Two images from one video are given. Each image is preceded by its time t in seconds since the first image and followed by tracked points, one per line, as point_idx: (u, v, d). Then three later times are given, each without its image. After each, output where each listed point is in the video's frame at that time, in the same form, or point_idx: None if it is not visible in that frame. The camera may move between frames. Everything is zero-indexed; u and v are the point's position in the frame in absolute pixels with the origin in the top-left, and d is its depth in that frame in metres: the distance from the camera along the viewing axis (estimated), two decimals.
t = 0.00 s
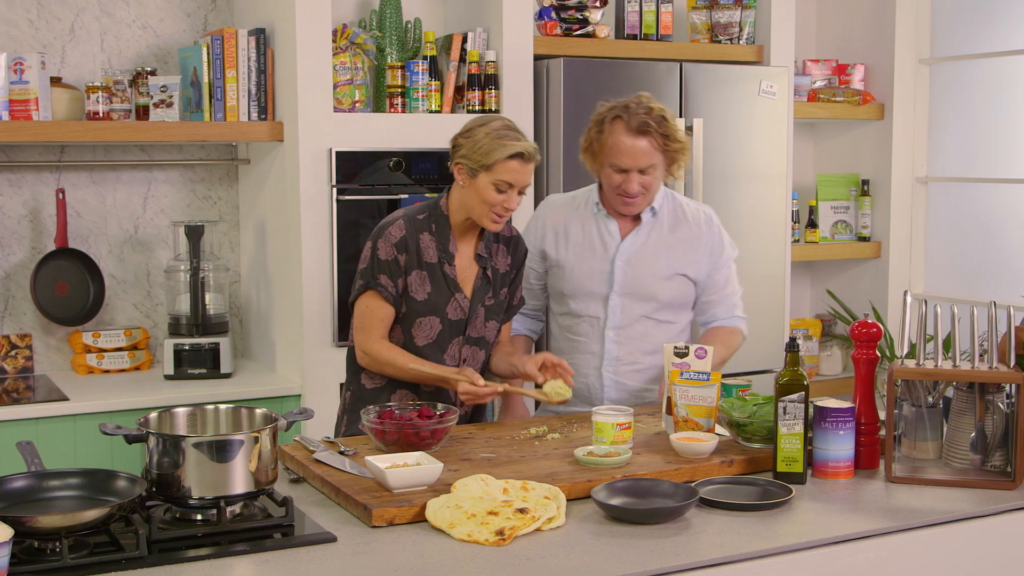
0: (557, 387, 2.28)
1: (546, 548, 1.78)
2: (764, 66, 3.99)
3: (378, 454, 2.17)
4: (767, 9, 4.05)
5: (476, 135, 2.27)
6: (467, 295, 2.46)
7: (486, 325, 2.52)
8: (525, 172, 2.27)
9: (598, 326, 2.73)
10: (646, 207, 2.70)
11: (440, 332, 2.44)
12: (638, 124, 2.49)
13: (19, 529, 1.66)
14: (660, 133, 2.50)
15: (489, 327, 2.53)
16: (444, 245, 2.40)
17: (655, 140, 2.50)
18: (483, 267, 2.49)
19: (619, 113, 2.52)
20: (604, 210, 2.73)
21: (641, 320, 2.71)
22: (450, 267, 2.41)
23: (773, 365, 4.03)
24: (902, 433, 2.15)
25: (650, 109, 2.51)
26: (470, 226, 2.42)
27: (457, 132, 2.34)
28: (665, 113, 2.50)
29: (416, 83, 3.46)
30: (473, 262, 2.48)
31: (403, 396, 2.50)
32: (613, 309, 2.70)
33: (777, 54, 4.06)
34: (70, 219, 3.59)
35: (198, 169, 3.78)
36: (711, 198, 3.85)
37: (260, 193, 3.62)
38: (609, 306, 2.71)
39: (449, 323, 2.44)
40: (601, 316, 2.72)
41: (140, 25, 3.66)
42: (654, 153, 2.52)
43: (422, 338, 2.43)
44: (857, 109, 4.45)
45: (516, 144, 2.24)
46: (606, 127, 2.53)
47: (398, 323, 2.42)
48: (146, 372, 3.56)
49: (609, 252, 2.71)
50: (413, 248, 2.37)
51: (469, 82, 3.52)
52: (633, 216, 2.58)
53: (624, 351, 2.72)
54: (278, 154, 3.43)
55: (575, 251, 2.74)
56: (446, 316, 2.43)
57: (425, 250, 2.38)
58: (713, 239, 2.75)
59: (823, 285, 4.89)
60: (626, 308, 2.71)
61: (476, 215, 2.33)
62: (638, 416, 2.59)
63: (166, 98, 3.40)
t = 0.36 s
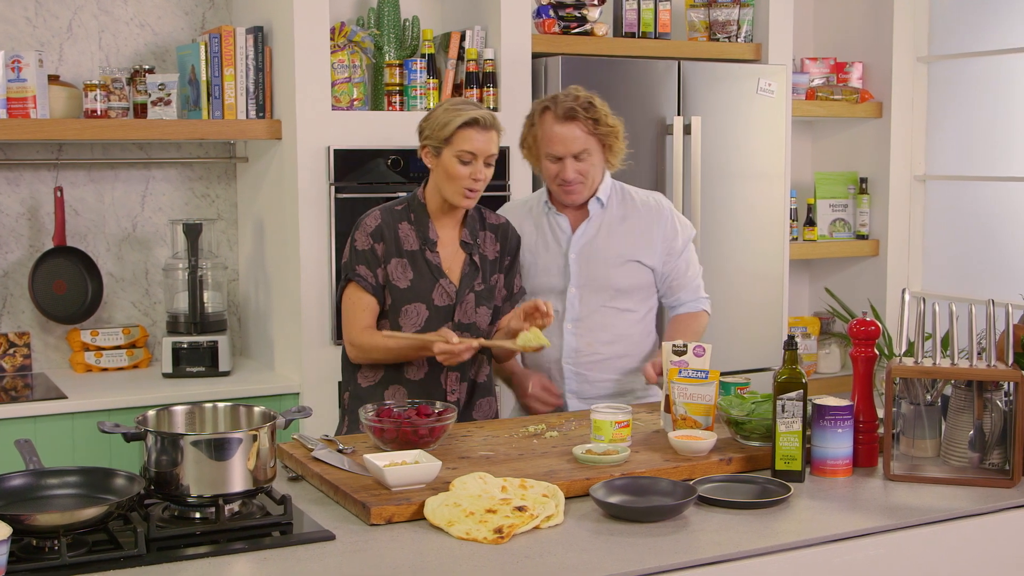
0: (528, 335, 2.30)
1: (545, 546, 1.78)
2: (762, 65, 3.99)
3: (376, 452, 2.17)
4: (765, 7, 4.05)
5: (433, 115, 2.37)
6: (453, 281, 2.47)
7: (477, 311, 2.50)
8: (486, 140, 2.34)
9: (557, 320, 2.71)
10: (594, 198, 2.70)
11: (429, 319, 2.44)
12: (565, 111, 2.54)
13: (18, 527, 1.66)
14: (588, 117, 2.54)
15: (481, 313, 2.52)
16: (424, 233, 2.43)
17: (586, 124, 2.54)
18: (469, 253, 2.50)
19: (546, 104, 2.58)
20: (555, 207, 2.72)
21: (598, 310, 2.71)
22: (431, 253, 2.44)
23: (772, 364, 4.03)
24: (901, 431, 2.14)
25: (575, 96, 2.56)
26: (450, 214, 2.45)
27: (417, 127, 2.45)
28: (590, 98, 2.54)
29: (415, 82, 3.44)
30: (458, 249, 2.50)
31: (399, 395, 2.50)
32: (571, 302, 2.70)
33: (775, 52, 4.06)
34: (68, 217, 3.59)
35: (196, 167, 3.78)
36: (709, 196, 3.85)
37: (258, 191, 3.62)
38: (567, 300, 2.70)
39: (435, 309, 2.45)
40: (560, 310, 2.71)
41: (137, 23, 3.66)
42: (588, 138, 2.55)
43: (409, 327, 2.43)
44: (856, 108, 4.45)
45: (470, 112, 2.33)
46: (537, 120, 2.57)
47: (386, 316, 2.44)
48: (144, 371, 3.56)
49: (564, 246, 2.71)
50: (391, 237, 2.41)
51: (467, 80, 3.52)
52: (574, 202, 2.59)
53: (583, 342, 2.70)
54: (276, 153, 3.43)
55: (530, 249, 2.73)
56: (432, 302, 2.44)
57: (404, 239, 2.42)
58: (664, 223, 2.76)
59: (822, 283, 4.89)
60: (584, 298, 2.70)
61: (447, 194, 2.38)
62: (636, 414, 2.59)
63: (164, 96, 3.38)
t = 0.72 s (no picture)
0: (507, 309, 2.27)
1: (554, 546, 1.78)
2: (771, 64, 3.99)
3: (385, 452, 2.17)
4: (774, 7, 4.05)
5: (422, 111, 2.39)
6: (448, 278, 2.47)
7: (473, 308, 2.48)
8: (475, 131, 2.34)
9: (555, 324, 2.68)
10: (581, 200, 2.68)
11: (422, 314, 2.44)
12: (546, 115, 2.48)
13: (27, 526, 1.66)
14: (571, 120, 2.49)
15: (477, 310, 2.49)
16: (419, 228, 2.44)
17: (568, 127, 2.49)
18: (467, 251, 2.49)
19: (528, 109, 2.53)
20: (547, 210, 2.69)
21: (596, 313, 2.67)
22: (427, 249, 2.44)
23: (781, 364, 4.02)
24: (909, 432, 2.14)
25: (556, 99, 2.51)
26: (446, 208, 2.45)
27: (411, 127, 2.47)
28: (572, 99, 2.49)
29: (423, 82, 3.45)
30: (456, 247, 2.49)
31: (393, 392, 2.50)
32: (567, 306, 2.67)
33: (784, 52, 4.05)
34: (78, 216, 3.60)
35: (205, 167, 3.78)
36: (718, 197, 3.85)
37: (267, 191, 3.62)
38: (564, 304, 2.67)
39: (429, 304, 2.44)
40: (556, 315, 2.68)
41: (146, 23, 3.66)
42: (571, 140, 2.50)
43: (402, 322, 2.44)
44: (865, 107, 4.44)
45: (457, 104, 2.34)
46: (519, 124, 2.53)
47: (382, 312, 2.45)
48: (153, 370, 3.56)
49: (558, 251, 2.68)
50: (387, 232, 2.43)
51: (476, 80, 3.52)
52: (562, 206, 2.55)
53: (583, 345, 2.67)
54: (285, 153, 3.44)
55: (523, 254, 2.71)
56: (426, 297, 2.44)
57: (401, 236, 2.44)
58: (651, 219, 2.73)
59: (830, 283, 4.89)
60: (581, 302, 2.67)
61: (438, 187, 2.38)
62: (644, 414, 2.58)
63: (173, 97, 3.38)
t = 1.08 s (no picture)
0: (507, 339, 2.28)
1: (562, 547, 1.77)
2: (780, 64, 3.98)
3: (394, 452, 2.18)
4: (783, 8, 4.04)
5: (408, 110, 2.36)
6: (439, 276, 2.47)
7: (465, 305, 2.50)
8: (464, 135, 2.33)
9: (557, 331, 2.64)
10: (600, 207, 2.62)
11: (413, 314, 2.44)
12: (585, 119, 2.42)
13: (37, 525, 1.66)
14: (609, 129, 2.42)
15: (469, 307, 2.51)
16: (407, 229, 2.43)
17: (605, 136, 2.42)
18: (456, 249, 2.50)
19: (568, 108, 2.46)
20: (564, 214, 2.65)
21: (598, 325, 2.61)
22: (416, 248, 2.44)
23: (790, 364, 4.02)
24: (919, 433, 2.15)
25: (598, 106, 2.44)
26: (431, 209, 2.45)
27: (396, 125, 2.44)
28: (614, 108, 2.43)
29: (432, 82, 3.43)
30: (445, 245, 2.49)
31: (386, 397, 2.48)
32: (570, 314, 2.63)
33: (794, 52, 4.04)
34: (88, 216, 3.61)
35: (214, 167, 3.78)
36: (727, 197, 3.84)
37: (277, 192, 3.63)
38: (567, 312, 2.63)
39: (421, 304, 2.44)
40: (559, 322, 2.64)
41: (156, 24, 3.67)
42: (604, 150, 2.43)
43: (394, 322, 2.43)
44: (875, 108, 4.44)
45: (447, 107, 2.32)
46: (556, 123, 2.46)
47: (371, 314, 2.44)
48: (163, 370, 3.57)
49: (566, 256, 2.64)
50: (374, 234, 2.41)
51: (485, 81, 3.53)
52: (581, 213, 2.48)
53: (581, 356, 2.63)
54: (294, 153, 3.44)
55: (534, 257, 2.68)
56: (417, 297, 2.44)
57: (388, 236, 2.43)
58: (673, 235, 2.62)
59: (840, 284, 4.88)
60: (584, 312, 2.62)
61: (426, 190, 2.38)
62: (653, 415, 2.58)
63: (183, 97, 3.40)
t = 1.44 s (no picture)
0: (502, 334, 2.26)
1: (572, 547, 1.77)
2: (790, 64, 3.97)
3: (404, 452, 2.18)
4: (793, 7, 4.03)
5: (372, 107, 2.41)
6: (419, 274, 2.51)
7: (446, 300, 2.54)
8: (430, 122, 2.38)
9: (574, 341, 2.65)
10: (630, 221, 2.58)
11: (396, 313, 2.48)
12: (623, 137, 2.35)
13: (48, 524, 1.67)
14: (648, 151, 2.36)
15: (451, 302, 2.55)
16: (383, 229, 2.48)
17: (640, 157, 2.36)
18: (433, 245, 2.53)
19: (607, 122, 2.39)
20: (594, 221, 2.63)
21: (614, 339, 2.59)
22: (393, 248, 2.48)
23: (800, 364, 4.01)
24: (930, 433, 2.13)
25: (638, 124, 2.37)
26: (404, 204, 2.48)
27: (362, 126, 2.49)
28: (655, 128, 2.35)
29: (443, 81, 3.46)
30: (421, 243, 2.53)
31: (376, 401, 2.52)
32: (587, 327, 2.61)
33: (804, 51, 4.03)
34: (99, 216, 3.61)
35: (225, 167, 3.79)
36: (737, 197, 3.84)
37: (287, 192, 3.63)
38: (585, 323, 2.62)
39: (403, 302, 2.48)
40: (578, 332, 2.64)
41: (167, 24, 3.68)
42: (638, 170, 2.37)
43: (378, 323, 2.47)
44: (885, 108, 4.43)
45: (409, 96, 2.37)
46: (591, 136, 2.39)
47: (354, 317, 2.48)
48: (173, 369, 3.58)
49: (590, 267, 2.62)
50: (350, 237, 2.46)
51: (495, 81, 3.53)
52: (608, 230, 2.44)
53: (594, 368, 2.63)
54: (304, 153, 3.44)
55: (559, 265, 2.67)
56: (398, 296, 2.48)
57: (364, 238, 2.47)
58: (701, 255, 2.55)
59: (850, 284, 4.87)
60: (602, 326, 2.60)
61: (399, 184, 2.41)
62: (662, 415, 2.58)
63: (193, 96, 3.41)
